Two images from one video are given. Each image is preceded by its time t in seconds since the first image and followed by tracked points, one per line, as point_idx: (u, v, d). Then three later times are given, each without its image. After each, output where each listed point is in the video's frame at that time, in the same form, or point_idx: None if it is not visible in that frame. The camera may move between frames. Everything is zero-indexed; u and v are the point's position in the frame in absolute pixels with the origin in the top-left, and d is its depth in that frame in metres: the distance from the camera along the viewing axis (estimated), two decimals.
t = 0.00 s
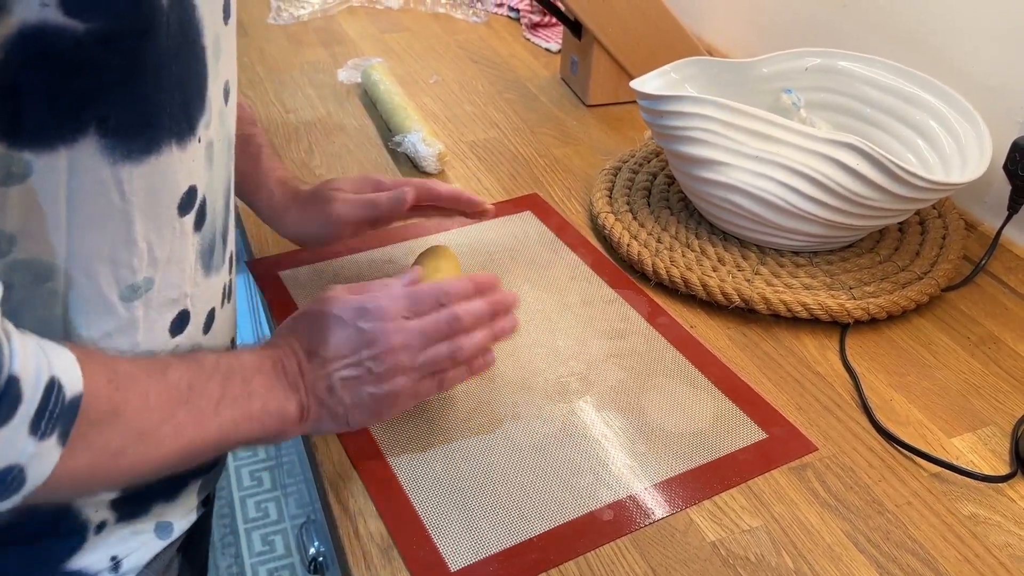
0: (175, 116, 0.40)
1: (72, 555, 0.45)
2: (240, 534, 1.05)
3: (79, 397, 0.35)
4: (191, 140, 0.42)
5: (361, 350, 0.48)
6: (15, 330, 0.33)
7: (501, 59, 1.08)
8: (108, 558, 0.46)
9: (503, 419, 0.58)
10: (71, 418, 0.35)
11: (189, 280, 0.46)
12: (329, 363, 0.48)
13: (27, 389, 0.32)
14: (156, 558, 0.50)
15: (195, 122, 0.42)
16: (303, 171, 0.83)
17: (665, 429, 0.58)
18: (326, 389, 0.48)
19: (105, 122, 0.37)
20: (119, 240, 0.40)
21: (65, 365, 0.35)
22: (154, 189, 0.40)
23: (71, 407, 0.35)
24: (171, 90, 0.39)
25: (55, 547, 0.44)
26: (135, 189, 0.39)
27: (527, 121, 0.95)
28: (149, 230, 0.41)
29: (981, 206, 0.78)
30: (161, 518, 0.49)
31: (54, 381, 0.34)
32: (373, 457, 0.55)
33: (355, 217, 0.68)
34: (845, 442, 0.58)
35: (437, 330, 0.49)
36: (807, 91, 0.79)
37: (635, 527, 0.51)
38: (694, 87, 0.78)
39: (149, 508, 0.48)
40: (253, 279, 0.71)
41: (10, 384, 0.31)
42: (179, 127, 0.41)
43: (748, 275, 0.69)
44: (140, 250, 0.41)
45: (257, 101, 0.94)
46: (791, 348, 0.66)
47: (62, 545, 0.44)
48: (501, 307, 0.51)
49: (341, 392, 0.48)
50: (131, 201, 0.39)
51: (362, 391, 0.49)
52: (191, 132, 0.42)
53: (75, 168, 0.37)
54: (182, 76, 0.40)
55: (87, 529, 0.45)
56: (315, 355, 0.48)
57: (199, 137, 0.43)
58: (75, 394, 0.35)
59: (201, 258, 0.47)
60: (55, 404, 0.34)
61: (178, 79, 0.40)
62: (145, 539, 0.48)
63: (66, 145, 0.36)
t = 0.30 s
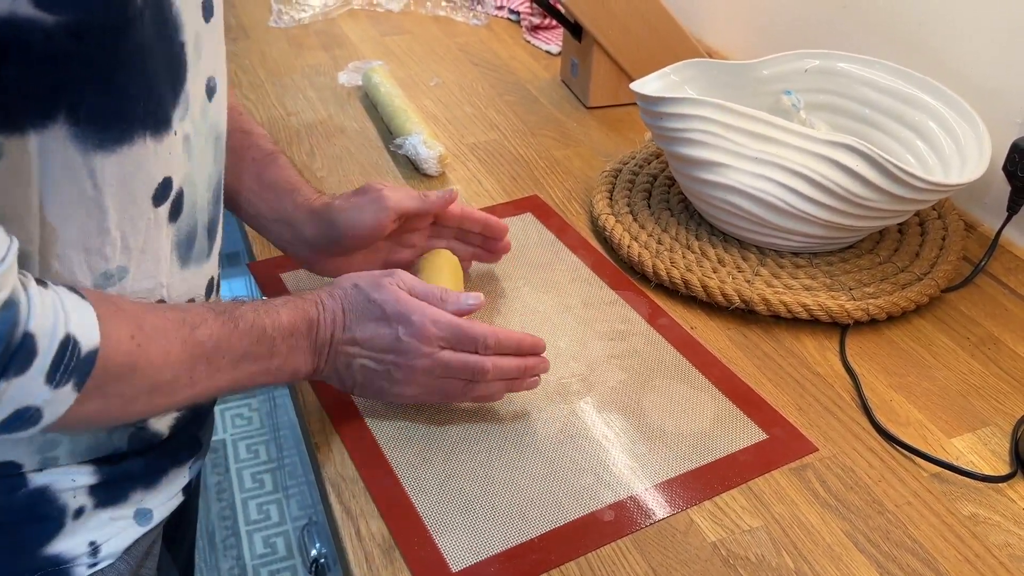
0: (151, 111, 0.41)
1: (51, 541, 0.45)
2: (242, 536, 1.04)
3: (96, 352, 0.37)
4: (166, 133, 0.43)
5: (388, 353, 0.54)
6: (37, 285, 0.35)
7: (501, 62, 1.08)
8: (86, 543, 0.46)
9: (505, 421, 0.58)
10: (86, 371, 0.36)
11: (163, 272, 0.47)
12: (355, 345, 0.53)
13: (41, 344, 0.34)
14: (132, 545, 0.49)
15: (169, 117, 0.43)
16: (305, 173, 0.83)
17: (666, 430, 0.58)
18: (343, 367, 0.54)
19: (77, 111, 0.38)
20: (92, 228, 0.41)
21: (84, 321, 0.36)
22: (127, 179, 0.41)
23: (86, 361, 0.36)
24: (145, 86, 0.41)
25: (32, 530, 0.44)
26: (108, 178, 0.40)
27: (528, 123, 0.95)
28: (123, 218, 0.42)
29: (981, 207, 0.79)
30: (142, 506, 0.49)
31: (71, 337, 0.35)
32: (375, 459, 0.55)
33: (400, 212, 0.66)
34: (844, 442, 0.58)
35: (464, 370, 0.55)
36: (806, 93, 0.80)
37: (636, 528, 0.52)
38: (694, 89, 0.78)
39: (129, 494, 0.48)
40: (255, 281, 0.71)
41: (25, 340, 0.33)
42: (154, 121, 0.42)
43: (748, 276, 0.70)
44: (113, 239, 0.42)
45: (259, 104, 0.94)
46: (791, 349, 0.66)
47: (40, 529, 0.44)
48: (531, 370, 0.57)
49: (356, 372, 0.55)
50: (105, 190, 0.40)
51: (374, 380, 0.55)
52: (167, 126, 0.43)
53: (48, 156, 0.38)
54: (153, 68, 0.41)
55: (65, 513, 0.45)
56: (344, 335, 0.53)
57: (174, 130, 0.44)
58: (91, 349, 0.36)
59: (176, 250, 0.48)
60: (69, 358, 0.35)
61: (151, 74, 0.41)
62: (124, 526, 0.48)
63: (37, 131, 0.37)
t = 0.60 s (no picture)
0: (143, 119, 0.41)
1: (63, 546, 0.45)
2: (244, 541, 1.04)
3: (55, 374, 0.36)
4: (156, 140, 0.43)
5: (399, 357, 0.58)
6: None
7: (501, 70, 1.09)
8: (97, 548, 0.47)
9: (503, 430, 0.59)
10: (47, 393, 0.35)
11: (166, 276, 0.47)
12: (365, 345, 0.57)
13: (9, 364, 0.33)
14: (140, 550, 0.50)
15: (161, 122, 0.43)
16: (306, 183, 0.83)
17: (665, 440, 0.59)
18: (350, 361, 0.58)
19: (77, 123, 0.38)
20: (94, 235, 0.41)
21: (42, 343, 0.35)
22: (124, 188, 0.41)
23: (47, 382, 0.35)
24: (138, 94, 0.41)
25: (45, 536, 0.44)
26: (105, 186, 0.40)
27: (527, 132, 0.96)
28: (122, 225, 0.42)
29: (977, 216, 0.79)
30: (150, 510, 0.50)
31: (33, 358, 0.34)
32: (375, 469, 0.56)
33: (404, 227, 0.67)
34: (839, 450, 0.59)
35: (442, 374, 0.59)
36: (804, 103, 0.80)
37: (634, 537, 0.52)
38: (692, 99, 0.78)
39: (136, 499, 0.48)
40: (256, 291, 0.72)
41: None
42: (146, 129, 0.42)
43: (746, 285, 0.70)
44: (115, 246, 0.42)
45: (260, 114, 0.95)
46: (788, 358, 0.67)
47: (53, 534, 0.45)
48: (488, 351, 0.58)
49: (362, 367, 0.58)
50: (104, 199, 0.41)
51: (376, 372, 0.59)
52: (157, 133, 0.43)
53: (50, 169, 0.38)
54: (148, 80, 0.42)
55: (76, 519, 0.45)
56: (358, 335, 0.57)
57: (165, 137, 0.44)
58: (51, 370, 0.35)
59: (176, 257, 0.48)
60: (32, 379, 0.34)
61: (144, 82, 0.41)
62: (133, 530, 0.49)
63: (40, 145, 0.38)
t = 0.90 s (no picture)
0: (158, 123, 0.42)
1: (65, 549, 0.44)
2: (245, 543, 1.05)
3: (204, 347, 0.39)
4: (175, 146, 0.44)
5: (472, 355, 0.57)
6: (145, 287, 0.37)
7: (501, 72, 1.09)
8: (100, 551, 0.46)
9: (502, 432, 0.59)
10: (198, 365, 0.38)
11: (173, 279, 0.48)
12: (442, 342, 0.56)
13: (160, 335, 0.36)
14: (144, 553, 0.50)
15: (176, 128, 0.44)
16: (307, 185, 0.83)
17: (665, 441, 0.59)
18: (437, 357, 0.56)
19: (98, 128, 0.38)
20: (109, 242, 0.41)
21: (191, 319, 0.39)
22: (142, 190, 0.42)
23: (198, 354, 0.38)
24: (153, 98, 0.41)
25: (48, 539, 0.43)
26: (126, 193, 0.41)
27: (527, 134, 0.96)
28: (137, 230, 0.43)
29: (977, 217, 0.79)
30: (153, 513, 0.49)
31: (183, 332, 0.37)
32: (375, 470, 0.56)
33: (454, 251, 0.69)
34: (840, 451, 0.59)
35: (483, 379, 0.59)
36: (804, 104, 0.80)
37: (636, 538, 0.52)
38: (693, 100, 0.78)
39: (140, 502, 0.48)
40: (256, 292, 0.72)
41: (147, 331, 0.35)
42: (162, 132, 0.42)
43: (746, 286, 0.70)
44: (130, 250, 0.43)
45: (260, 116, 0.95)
46: (788, 359, 0.67)
47: (55, 538, 0.44)
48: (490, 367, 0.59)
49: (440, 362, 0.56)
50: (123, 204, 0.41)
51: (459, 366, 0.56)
52: (174, 138, 0.44)
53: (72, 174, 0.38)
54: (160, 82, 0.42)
55: (80, 521, 0.45)
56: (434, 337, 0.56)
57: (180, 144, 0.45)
58: (200, 344, 0.39)
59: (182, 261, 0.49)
60: (185, 351, 0.37)
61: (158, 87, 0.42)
62: (136, 534, 0.48)
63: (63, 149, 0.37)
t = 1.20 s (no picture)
0: (156, 134, 0.42)
1: (59, 550, 0.46)
2: (246, 543, 1.07)
3: (27, 408, 0.37)
4: (174, 155, 0.44)
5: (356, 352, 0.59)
6: None
7: (502, 72, 1.09)
8: (96, 550, 0.48)
9: (505, 429, 0.59)
10: (21, 428, 0.37)
11: (174, 289, 0.48)
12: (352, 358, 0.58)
13: None
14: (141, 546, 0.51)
15: (177, 138, 0.44)
16: (309, 185, 0.84)
17: (667, 439, 0.59)
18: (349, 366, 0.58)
19: (91, 138, 0.39)
20: (104, 252, 0.42)
21: (15, 379, 0.37)
22: (138, 202, 0.42)
23: (22, 416, 0.36)
24: (153, 110, 0.42)
25: (40, 544, 0.45)
26: (119, 203, 0.41)
27: (528, 134, 0.96)
28: (133, 239, 0.43)
29: (977, 216, 0.79)
30: (149, 514, 0.50)
31: (9, 392, 0.36)
32: (378, 469, 0.56)
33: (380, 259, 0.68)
34: (841, 450, 0.59)
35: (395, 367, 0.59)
36: (805, 104, 0.80)
37: (638, 537, 0.52)
38: (694, 101, 0.79)
39: (137, 503, 0.48)
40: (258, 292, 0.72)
41: None
42: (161, 143, 0.43)
43: (747, 285, 0.70)
44: (125, 259, 0.43)
45: (262, 116, 0.95)
46: (790, 358, 0.67)
47: (49, 542, 0.46)
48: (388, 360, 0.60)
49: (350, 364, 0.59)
50: (116, 213, 0.41)
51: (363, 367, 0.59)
52: (174, 148, 0.44)
53: (63, 184, 0.39)
54: (163, 94, 0.42)
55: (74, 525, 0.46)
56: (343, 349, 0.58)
57: (181, 153, 0.45)
58: (25, 405, 0.37)
59: (185, 269, 0.49)
60: (10, 413, 0.35)
61: (160, 98, 0.42)
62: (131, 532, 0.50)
63: (54, 160, 0.38)
